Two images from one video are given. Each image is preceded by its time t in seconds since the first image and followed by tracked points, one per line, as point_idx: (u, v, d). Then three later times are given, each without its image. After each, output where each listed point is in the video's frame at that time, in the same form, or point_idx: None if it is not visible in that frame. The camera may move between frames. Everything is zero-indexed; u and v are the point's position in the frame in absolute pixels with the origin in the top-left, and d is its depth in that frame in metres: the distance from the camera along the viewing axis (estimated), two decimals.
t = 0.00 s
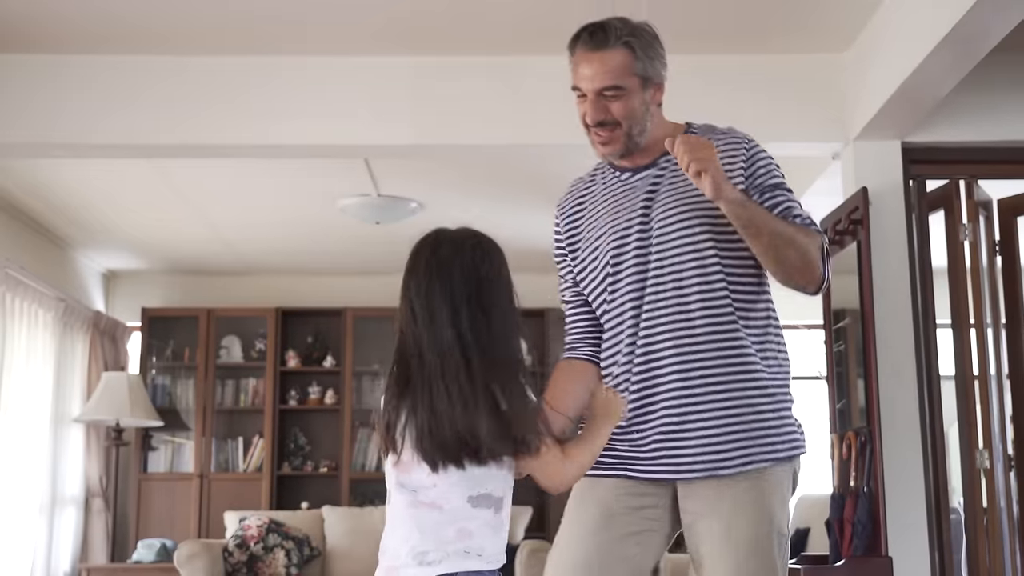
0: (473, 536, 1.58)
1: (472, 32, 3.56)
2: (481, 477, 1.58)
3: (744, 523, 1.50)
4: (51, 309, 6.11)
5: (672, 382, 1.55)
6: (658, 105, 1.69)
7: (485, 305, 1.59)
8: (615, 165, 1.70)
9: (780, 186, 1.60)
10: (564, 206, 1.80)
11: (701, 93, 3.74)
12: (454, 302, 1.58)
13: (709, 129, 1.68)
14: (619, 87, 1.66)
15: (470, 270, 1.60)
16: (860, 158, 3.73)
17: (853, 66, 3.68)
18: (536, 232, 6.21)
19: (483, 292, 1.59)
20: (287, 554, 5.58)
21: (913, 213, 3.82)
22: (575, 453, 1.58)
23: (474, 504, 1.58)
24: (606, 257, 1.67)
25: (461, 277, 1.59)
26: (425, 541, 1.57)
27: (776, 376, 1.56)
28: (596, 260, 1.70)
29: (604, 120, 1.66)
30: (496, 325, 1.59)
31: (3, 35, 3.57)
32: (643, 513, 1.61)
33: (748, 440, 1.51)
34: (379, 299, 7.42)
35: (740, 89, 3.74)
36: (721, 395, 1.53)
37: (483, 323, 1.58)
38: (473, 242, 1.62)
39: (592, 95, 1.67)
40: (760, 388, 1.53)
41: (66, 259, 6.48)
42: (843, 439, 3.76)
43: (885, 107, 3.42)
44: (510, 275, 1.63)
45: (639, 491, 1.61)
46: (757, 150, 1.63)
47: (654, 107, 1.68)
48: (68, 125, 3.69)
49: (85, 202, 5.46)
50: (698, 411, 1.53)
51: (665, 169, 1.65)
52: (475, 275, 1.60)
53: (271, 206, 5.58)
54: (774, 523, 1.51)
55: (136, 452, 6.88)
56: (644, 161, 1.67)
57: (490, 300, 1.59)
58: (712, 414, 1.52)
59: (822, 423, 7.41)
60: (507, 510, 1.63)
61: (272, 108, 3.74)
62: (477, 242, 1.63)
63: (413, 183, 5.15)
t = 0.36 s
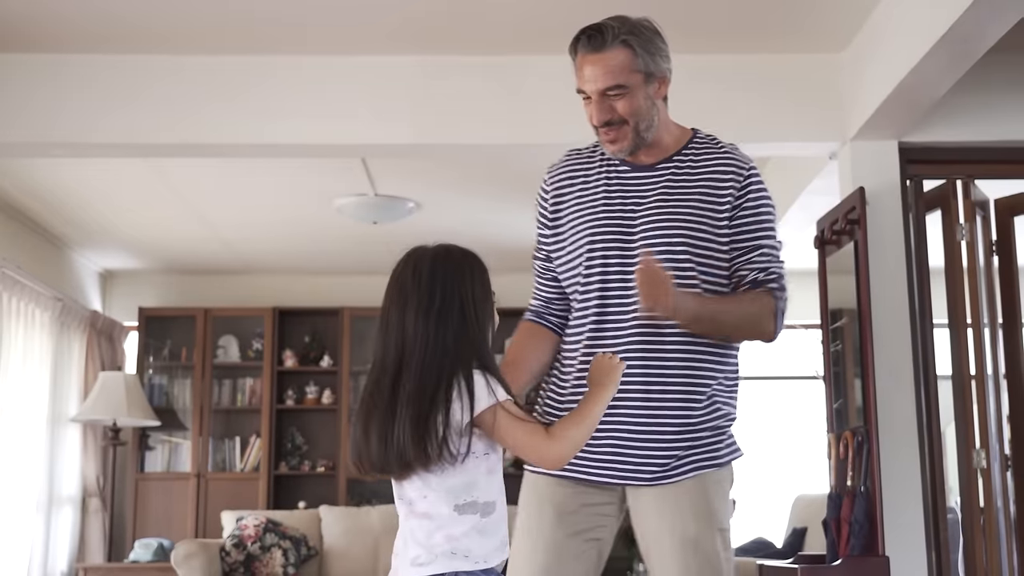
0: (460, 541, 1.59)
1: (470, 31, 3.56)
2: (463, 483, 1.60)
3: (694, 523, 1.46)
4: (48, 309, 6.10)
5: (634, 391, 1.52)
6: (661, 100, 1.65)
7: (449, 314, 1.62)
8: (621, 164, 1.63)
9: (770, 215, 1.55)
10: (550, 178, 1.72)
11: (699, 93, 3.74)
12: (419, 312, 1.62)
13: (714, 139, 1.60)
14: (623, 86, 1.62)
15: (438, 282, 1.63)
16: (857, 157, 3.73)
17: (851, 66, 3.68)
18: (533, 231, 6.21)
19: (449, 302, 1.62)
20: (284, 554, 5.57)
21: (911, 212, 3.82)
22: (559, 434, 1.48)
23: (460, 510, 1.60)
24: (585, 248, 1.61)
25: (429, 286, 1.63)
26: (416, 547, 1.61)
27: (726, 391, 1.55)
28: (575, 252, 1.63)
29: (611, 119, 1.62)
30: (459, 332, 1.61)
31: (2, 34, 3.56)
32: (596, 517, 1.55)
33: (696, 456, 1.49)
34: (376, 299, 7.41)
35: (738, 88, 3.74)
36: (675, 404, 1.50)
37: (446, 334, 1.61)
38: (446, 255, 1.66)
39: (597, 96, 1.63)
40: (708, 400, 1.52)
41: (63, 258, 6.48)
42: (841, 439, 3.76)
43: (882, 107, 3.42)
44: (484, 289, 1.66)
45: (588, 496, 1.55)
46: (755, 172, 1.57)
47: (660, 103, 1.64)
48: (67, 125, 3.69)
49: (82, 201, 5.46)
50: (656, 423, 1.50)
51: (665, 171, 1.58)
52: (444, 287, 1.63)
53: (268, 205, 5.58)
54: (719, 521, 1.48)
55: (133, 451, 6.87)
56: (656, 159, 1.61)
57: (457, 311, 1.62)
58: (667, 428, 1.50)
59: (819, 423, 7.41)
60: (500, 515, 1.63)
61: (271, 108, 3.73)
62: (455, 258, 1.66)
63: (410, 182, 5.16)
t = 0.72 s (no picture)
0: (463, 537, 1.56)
1: (468, 30, 3.56)
2: (467, 479, 1.58)
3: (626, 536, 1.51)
4: (48, 308, 6.11)
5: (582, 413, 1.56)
6: (610, 128, 1.67)
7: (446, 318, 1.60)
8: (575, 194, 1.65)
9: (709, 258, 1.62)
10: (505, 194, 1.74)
11: (697, 91, 3.74)
12: (418, 318, 1.60)
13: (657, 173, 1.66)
14: (571, 119, 1.62)
15: (438, 285, 1.61)
16: (857, 155, 3.73)
17: (849, 64, 3.68)
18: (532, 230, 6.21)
19: (447, 305, 1.61)
20: (284, 553, 5.58)
21: (910, 211, 3.84)
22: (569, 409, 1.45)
23: (463, 506, 1.57)
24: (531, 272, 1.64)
25: (422, 293, 1.61)
26: (418, 542, 1.57)
27: (667, 418, 1.60)
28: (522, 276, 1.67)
29: (562, 152, 1.64)
30: (458, 335, 1.60)
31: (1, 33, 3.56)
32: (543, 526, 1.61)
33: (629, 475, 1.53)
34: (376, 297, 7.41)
35: (736, 87, 3.74)
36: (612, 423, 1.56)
37: (445, 337, 1.60)
38: (440, 262, 1.63)
39: (546, 130, 1.64)
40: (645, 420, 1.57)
41: (63, 257, 6.48)
42: (840, 437, 3.76)
43: (881, 106, 3.42)
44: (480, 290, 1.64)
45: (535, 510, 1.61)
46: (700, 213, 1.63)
47: (608, 133, 1.66)
48: (66, 123, 3.69)
49: (81, 200, 5.46)
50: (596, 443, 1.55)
51: (612, 204, 1.62)
52: (441, 290, 1.61)
53: (266, 204, 5.58)
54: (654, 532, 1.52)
55: (133, 450, 6.87)
56: (607, 189, 1.65)
57: (455, 314, 1.61)
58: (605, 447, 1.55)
59: (819, 421, 7.42)
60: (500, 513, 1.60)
61: (271, 106, 3.73)
62: (451, 263, 1.64)
63: (409, 181, 5.16)
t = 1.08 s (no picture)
0: (460, 511, 1.69)
1: (470, 29, 3.56)
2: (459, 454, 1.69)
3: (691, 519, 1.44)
4: (51, 307, 6.12)
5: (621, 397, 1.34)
6: (612, 101, 1.47)
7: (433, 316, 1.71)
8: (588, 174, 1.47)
9: (740, 195, 1.39)
10: (524, 194, 1.58)
11: (698, 90, 3.73)
12: (408, 314, 1.70)
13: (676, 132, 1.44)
14: (566, 98, 1.45)
15: (425, 287, 1.72)
16: (860, 155, 3.72)
17: (851, 63, 3.68)
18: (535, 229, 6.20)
19: (433, 305, 1.71)
20: (286, 551, 5.59)
21: (913, 210, 3.81)
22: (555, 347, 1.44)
23: (458, 481, 1.70)
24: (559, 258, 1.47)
25: (409, 295, 1.72)
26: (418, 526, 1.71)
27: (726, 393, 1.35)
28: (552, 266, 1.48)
29: (562, 132, 1.46)
30: (440, 343, 1.69)
31: (3, 31, 3.56)
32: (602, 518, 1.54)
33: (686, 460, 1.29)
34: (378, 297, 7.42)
35: (738, 86, 3.73)
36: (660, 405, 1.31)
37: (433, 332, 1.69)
38: (425, 273, 1.74)
39: (543, 112, 1.47)
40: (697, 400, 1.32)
41: (65, 256, 6.48)
42: (842, 436, 3.76)
43: (882, 105, 3.42)
44: (469, 293, 1.75)
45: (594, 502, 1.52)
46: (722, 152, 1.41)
47: (609, 109, 1.46)
48: (68, 122, 3.69)
49: (83, 199, 5.46)
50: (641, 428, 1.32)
51: (626, 169, 1.43)
52: (429, 292, 1.72)
53: (268, 203, 5.58)
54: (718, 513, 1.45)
55: (136, 449, 6.88)
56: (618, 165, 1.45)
57: (443, 311, 1.72)
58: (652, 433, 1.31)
59: (822, 421, 7.41)
60: (497, 482, 1.72)
61: (272, 105, 3.73)
62: (437, 268, 1.75)
63: (411, 180, 5.16)
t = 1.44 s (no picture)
0: (482, 498, 1.73)
1: (471, 29, 3.56)
2: (471, 441, 1.77)
3: (719, 517, 1.44)
4: (51, 306, 6.12)
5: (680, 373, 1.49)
6: (637, 82, 1.63)
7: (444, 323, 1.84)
8: (620, 155, 1.67)
9: (767, 152, 1.47)
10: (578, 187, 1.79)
11: (700, 90, 3.73)
12: (427, 310, 1.85)
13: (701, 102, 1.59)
14: (590, 83, 1.62)
15: (443, 292, 1.86)
16: (860, 156, 3.73)
17: (852, 64, 3.68)
18: (536, 229, 6.20)
19: (447, 312, 1.84)
20: (286, 552, 5.58)
21: (913, 211, 3.82)
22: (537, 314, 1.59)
23: (474, 468, 1.75)
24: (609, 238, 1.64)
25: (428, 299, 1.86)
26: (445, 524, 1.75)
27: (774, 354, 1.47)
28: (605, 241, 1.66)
29: (590, 116, 1.65)
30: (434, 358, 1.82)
31: (4, 31, 3.56)
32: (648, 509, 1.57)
33: (731, 432, 1.44)
34: (378, 297, 7.41)
35: (739, 85, 3.74)
36: (713, 378, 1.46)
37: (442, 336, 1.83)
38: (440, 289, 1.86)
39: (568, 98, 1.64)
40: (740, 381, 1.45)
41: (65, 256, 6.48)
42: (843, 437, 3.75)
43: (882, 106, 3.43)
44: (487, 305, 1.87)
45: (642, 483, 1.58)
46: (745, 114, 1.52)
47: (633, 90, 1.63)
48: (69, 122, 3.69)
49: (84, 199, 5.47)
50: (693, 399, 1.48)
51: (654, 150, 1.60)
52: (443, 300, 1.85)
53: (268, 203, 5.58)
54: (746, 508, 1.43)
55: (136, 449, 6.88)
56: (645, 144, 1.63)
57: (453, 320, 1.84)
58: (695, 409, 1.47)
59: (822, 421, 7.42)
60: (515, 466, 1.78)
61: (273, 105, 3.73)
62: (460, 279, 1.88)
63: (412, 180, 5.16)
